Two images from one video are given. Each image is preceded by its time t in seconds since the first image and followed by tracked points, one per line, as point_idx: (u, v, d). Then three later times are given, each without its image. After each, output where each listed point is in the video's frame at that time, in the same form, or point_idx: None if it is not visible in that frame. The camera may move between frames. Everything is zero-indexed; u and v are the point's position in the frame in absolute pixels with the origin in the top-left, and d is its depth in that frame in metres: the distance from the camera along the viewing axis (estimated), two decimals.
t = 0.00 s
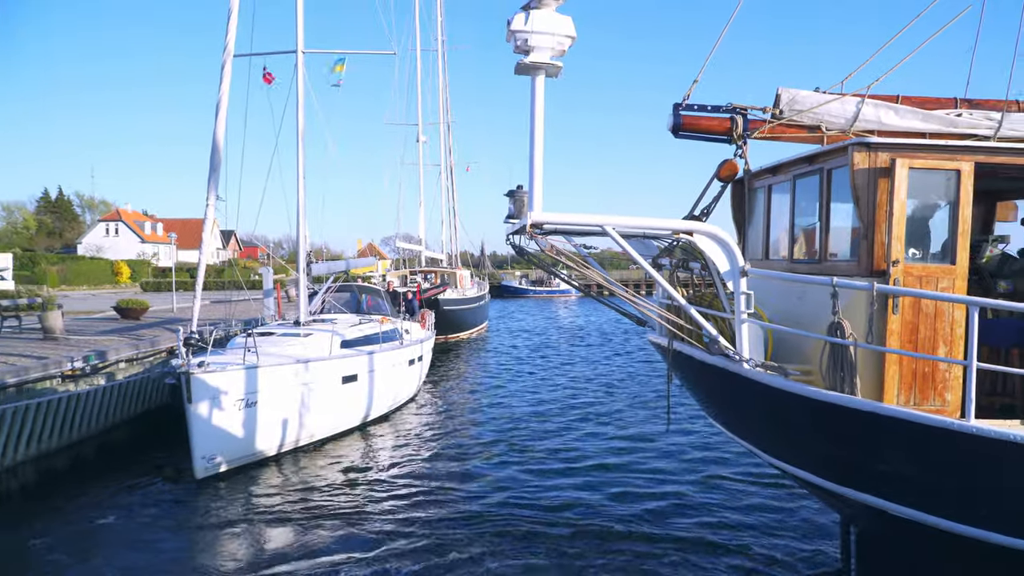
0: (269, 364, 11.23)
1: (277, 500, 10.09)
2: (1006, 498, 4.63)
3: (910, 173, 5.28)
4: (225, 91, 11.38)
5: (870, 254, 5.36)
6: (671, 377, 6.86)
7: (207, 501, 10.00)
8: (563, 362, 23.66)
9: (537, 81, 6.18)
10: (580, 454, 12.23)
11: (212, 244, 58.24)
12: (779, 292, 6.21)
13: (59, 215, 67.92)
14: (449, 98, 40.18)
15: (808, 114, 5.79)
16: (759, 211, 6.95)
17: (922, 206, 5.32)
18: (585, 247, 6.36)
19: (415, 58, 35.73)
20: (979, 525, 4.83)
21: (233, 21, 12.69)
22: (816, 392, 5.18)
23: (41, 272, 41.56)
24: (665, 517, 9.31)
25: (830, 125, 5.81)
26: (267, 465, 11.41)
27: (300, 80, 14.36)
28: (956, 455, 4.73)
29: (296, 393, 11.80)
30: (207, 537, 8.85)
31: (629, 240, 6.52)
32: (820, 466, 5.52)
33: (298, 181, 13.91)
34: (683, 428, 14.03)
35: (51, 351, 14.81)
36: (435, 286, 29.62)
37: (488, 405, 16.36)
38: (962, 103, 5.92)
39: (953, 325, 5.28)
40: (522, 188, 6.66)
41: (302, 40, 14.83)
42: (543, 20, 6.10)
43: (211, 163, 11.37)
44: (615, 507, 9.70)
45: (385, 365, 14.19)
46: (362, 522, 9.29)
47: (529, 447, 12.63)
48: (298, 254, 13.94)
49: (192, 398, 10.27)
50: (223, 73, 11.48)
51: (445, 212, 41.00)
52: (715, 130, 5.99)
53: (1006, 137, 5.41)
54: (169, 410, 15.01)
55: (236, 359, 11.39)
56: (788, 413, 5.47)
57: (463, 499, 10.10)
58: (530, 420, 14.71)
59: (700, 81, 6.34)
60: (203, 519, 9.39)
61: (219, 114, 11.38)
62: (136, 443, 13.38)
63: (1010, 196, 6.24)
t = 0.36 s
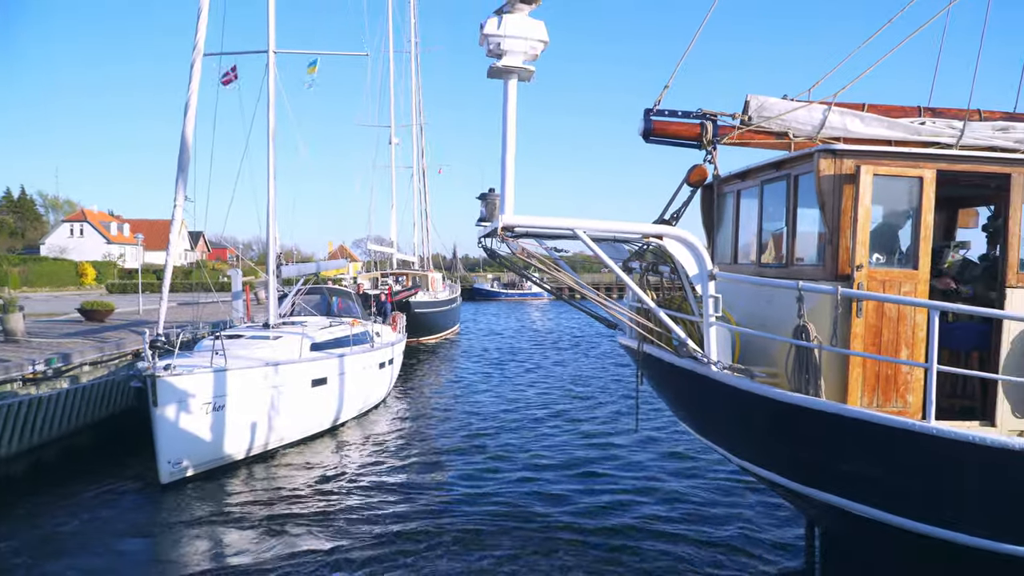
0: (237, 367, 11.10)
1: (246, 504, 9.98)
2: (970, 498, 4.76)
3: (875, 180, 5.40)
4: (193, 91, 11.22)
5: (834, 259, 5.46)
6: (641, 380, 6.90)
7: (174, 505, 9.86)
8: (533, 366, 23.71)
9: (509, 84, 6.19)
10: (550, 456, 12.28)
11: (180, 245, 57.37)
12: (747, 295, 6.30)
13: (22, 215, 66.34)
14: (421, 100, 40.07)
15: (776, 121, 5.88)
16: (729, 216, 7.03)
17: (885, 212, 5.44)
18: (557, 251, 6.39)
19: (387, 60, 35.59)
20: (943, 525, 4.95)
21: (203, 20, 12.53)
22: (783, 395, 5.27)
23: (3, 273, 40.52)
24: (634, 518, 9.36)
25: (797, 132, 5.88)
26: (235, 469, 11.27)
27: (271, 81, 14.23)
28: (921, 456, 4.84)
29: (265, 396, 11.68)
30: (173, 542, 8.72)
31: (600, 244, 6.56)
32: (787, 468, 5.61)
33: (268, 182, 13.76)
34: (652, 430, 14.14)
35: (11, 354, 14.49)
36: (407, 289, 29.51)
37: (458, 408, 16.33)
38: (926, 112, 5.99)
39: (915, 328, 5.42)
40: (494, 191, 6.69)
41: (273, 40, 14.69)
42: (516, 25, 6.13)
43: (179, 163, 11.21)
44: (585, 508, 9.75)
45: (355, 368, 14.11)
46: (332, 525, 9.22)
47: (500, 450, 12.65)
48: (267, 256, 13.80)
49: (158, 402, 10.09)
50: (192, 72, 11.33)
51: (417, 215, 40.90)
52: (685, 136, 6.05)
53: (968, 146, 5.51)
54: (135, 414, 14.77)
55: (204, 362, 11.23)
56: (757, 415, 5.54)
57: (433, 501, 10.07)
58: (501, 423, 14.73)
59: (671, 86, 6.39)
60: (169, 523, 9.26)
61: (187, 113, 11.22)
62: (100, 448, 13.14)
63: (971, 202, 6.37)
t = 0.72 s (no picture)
0: (191, 368, 10.94)
1: (202, 507, 9.83)
2: (917, 490, 4.93)
3: (826, 181, 5.52)
4: (146, 87, 11.01)
5: (786, 259, 5.58)
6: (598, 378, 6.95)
7: (126, 510, 9.66)
8: (493, 365, 23.79)
9: (468, 84, 6.23)
10: (510, 454, 12.33)
11: (134, 245, 56.13)
12: (703, 294, 6.39)
13: None
14: (381, 99, 39.89)
15: (731, 122, 5.94)
16: (686, 217, 7.11)
17: (836, 213, 5.57)
18: (516, 250, 6.43)
19: (346, 58, 35.36)
20: (891, 517, 5.11)
21: (155, 15, 12.31)
22: (740, 392, 5.36)
23: None
24: (593, 514, 9.41)
25: (751, 133, 5.96)
26: (190, 472, 11.10)
27: (225, 77, 14.03)
28: (871, 451, 4.99)
29: (221, 397, 11.53)
30: (126, 547, 8.54)
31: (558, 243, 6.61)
32: (742, 464, 5.70)
33: (223, 180, 13.58)
34: (610, 427, 14.30)
35: None
36: (366, 289, 29.33)
37: (419, 408, 16.25)
38: (876, 114, 6.05)
39: (864, 326, 5.56)
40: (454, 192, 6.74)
41: (228, 36, 14.49)
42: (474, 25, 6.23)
43: (131, 160, 10.99)
44: (544, 504, 9.81)
45: (313, 369, 14.00)
46: (289, 527, 9.14)
47: (459, 448, 12.66)
48: (223, 256, 13.59)
49: (110, 405, 9.89)
50: (144, 68, 11.11)
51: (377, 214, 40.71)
52: (641, 137, 6.11)
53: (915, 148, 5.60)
54: (84, 418, 14.41)
55: (157, 364, 11.03)
56: (713, 413, 5.63)
57: (392, 501, 10.00)
58: (460, 422, 14.75)
59: (628, 87, 6.44)
60: (122, 528, 9.07)
61: (140, 110, 11.01)
62: (48, 453, 12.80)
63: (920, 203, 6.50)
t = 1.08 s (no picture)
0: (143, 364, 10.75)
1: (155, 504, 9.66)
2: (865, 480, 5.12)
3: (778, 177, 5.63)
4: (94, 75, 10.76)
5: (739, 254, 5.69)
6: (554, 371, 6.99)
7: (76, 507, 9.46)
8: (451, 359, 23.82)
9: (425, 78, 6.31)
10: (467, 447, 12.37)
11: (84, 238, 54.75)
12: (658, 289, 6.47)
13: None
14: (338, 92, 39.55)
15: (686, 119, 6.00)
16: (642, 212, 7.18)
17: (787, 209, 5.68)
18: (474, 244, 6.45)
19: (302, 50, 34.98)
20: (839, 507, 5.29)
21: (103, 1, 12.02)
22: (694, 384, 5.45)
23: None
24: (552, 506, 9.46)
25: (706, 129, 6.03)
26: (143, 468, 10.92)
27: (178, 67, 13.78)
28: (821, 442, 5.15)
29: (174, 393, 11.35)
30: (76, 545, 8.37)
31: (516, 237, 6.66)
32: (696, 457, 5.79)
33: (175, 171, 13.34)
34: (566, 419, 14.45)
35: None
36: (323, 283, 29.08)
37: (378, 403, 16.17)
38: (828, 112, 6.15)
39: (815, 320, 5.67)
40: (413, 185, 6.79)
41: (180, 25, 14.23)
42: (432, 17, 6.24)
43: (79, 151, 10.74)
44: (501, 496, 9.86)
45: (269, 364, 13.86)
46: (244, 522, 9.04)
47: (417, 442, 12.65)
48: (176, 249, 13.35)
49: (58, 401, 9.67)
50: (93, 55, 10.85)
51: (334, 208, 40.40)
52: (598, 132, 6.16)
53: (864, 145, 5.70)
54: (30, 415, 14.03)
55: (106, 359, 10.82)
56: (668, 407, 5.72)
57: (351, 495, 9.94)
58: (418, 416, 14.74)
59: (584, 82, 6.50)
60: (71, 526, 8.87)
61: (88, 99, 10.75)
62: None
63: (869, 200, 6.62)
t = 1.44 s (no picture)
0: (96, 361, 10.53)
1: (109, 503, 9.48)
2: (818, 470, 5.24)
3: (734, 173, 5.73)
4: (43, 65, 10.47)
5: (697, 249, 5.77)
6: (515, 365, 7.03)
7: (26, 508, 9.23)
8: (411, 354, 23.79)
9: (386, 73, 6.28)
10: (428, 441, 12.37)
11: (33, 232, 53.24)
12: (619, 283, 6.54)
13: None
14: (296, 85, 39.11)
15: (645, 115, 6.06)
16: (602, 207, 7.23)
17: (743, 204, 5.78)
18: (435, 239, 6.46)
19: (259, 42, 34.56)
20: (794, 496, 5.41)
21: None
22: (652, 377, 5.53)
23: None
24: (514, 499, 9.50)
25: (665, 126, 6.10)
26: (96, 467, 10.71)
27: (130, 57, 13.49)
28: (776, 433, 5.26)
29: (128, 390, 11.14)
30: (26, 546, 8.16)
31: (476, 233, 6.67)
32: (655, 448, 5.86)
33: (128, 164, 13.06)
34: (526, 413, 14.56)
35: None
36: (281, 278, 28.75)
37: (340, 399, 16.05)
38: (783, 110, 6.28)
39: (769, 313, 5.81)
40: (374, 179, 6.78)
41: (133, 14, 13.92)
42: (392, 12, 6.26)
43: (28, 142, 10.44)
44: (463, 489, 9.88)
45: (226, 360, 13.70)
46: (202, 519, 8.93)
47: (378, 437, 12.61)
48: (130, 243, 13.08)
49: (6, 400, 9.42)
50: (42, 44, 10.56)
51: (292, 203, 39.98)
52: (558, 128, 6.20)
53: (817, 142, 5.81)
54: None
55: (57, 356, 10.56)
56: (627, 400, 5.78)
57: (312, 491, 9.85)
58: (378, 411, 14.70)
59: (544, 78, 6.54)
60: (21, 527, 8.65)
61: (37, 89, 10.46)
62: None
63: (823, 196, 6.75)
